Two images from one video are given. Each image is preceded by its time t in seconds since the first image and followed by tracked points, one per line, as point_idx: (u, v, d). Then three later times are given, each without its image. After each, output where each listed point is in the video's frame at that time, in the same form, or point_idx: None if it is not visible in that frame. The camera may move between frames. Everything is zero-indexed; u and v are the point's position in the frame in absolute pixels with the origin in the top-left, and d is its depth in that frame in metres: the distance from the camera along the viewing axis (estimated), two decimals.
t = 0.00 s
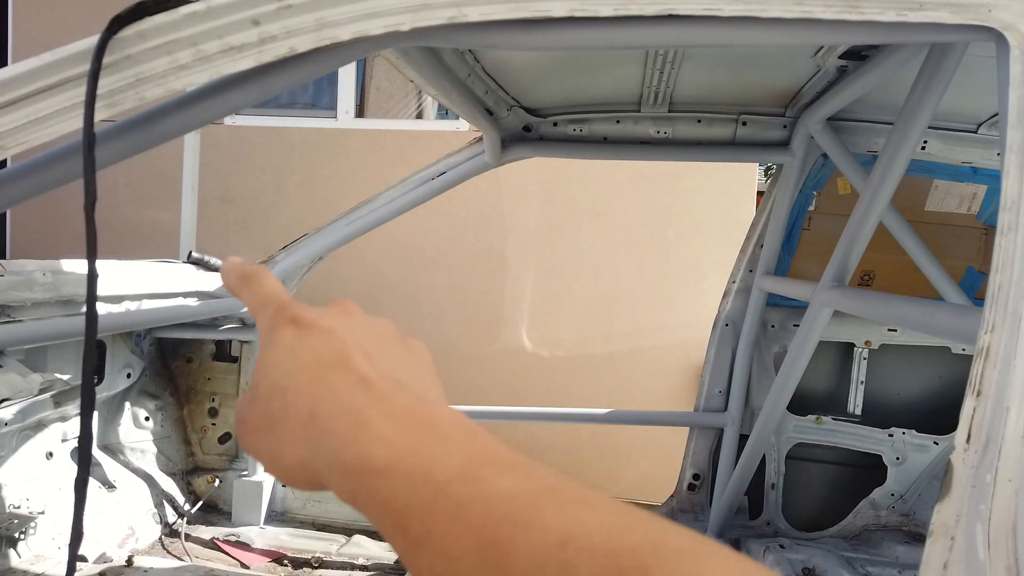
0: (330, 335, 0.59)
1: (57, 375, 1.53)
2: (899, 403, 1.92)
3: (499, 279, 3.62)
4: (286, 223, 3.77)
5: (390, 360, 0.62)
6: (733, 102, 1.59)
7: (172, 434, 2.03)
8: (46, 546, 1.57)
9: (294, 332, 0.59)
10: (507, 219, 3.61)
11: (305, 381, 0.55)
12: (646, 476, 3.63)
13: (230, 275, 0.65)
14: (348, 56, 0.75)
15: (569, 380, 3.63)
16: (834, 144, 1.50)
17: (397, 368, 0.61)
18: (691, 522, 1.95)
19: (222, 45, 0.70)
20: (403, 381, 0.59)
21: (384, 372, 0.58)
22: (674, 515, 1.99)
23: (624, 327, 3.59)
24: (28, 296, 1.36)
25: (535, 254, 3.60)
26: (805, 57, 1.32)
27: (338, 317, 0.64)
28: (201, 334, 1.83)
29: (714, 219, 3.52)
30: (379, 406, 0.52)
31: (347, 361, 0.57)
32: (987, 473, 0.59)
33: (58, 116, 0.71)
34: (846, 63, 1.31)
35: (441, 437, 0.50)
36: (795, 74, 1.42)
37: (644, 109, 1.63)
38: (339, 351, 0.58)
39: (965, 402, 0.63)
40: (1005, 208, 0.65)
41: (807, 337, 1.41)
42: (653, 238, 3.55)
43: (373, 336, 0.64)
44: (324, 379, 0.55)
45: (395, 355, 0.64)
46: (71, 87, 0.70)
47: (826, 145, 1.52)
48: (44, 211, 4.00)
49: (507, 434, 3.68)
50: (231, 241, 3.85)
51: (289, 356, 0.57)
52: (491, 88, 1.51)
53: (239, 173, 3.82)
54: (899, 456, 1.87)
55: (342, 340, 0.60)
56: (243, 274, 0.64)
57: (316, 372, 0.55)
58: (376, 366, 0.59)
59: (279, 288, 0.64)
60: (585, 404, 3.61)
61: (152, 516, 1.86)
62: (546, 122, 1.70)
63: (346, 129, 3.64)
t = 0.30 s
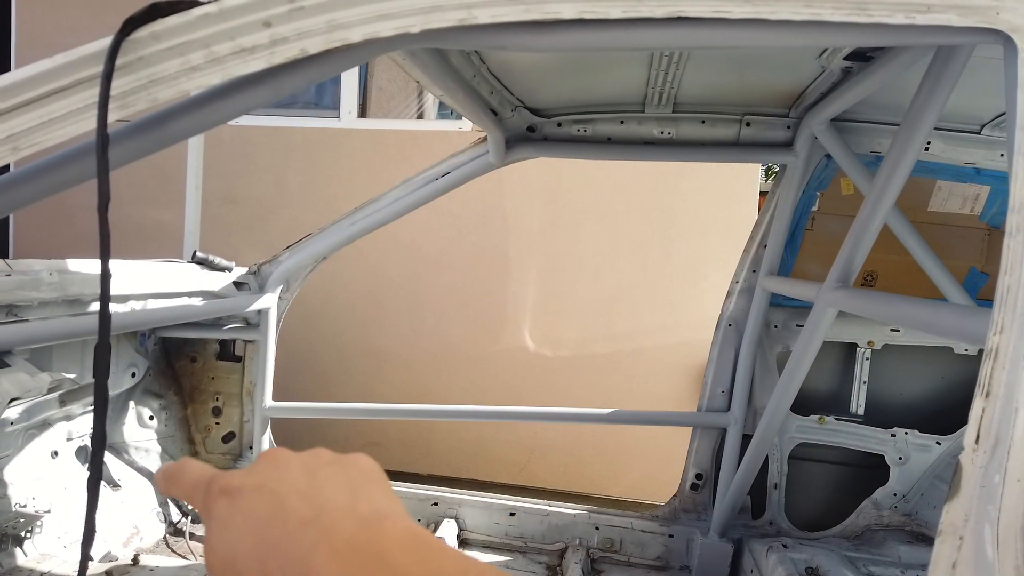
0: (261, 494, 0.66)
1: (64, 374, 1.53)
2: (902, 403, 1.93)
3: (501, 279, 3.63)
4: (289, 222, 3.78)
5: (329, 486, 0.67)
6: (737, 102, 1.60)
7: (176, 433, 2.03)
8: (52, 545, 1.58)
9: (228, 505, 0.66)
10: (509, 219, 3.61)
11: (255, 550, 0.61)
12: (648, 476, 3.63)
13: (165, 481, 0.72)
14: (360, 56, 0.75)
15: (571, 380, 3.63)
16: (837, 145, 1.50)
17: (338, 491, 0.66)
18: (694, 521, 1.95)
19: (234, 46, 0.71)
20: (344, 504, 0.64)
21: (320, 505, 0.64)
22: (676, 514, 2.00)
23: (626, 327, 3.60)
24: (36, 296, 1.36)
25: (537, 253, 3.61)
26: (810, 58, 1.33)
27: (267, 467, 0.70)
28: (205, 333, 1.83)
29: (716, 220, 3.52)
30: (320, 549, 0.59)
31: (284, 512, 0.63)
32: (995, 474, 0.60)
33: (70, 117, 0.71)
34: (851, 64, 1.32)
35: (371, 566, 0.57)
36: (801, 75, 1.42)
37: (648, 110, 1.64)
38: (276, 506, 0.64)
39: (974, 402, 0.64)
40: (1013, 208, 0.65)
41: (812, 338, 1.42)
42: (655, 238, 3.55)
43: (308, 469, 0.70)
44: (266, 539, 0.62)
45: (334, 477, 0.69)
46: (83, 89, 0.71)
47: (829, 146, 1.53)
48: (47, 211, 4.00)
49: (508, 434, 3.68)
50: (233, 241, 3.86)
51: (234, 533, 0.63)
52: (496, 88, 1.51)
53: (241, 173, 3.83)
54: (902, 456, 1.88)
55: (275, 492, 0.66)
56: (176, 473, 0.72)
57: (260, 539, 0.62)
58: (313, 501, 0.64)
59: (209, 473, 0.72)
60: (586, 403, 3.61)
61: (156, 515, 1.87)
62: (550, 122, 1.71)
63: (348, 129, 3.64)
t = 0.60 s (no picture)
0: (296, 448, 0.61)
1: (64, 373, 1.53)
2: (902, 404, 1.93)
3: (501, 279, 3.63)
4: (289, 222, 3.78)
5: (364, 450, 0.62)
6: (738, 104, 1.60)
7: (176, 433, 2.03)
8: (52, 544, 1.57)
9: (263, 453, 0.62)
10: (509, 219, 3.62)
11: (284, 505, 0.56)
12: (648, 476, 3.64)
13: (219, 402, 0.69)
14: (362, 57, 0.75)
15: (571, 380, 3.63)
16: (838, 146, 1.51)
17: (374, 457, 0.61)
18: (693, 522, 1.95)
19: (237, 46, 0.71)
20: (376, 472, 0.59)
21: (351, 468, 0.59)
22: (676, 514, 2.00)
23: (626, 327, 3.60)
24: (37, 295, 1.36)
25: (537, 253, 3.61)
26: (811, 59, 1.33)
27: (304, 420, 0.65)
28: (206, 333, 1.83)
29: (716, 220, 3.53)
30: (350, 511, 0.54)
31: (317, 469, 0.58)
32: (997, 475, 0.60)
33: (72, 117, 0.72)
34: (852, 65, 1.32)
35: (406, 533, 0.52)
36: (801, 76, 1.42)
37: (649, 110, 1.64)
38: (312, 461, 0.59)
39: (976, 402, 0.64)
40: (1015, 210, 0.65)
41: (813, 338, 1.42)
42: (655, 238, 3.55)
43: (347, 431, 0.65)
44: (297, 493, 0.57)
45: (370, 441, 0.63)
46: (86, 88, 0.71)
47: (830, 147, 1.53)
48: (46, 210, 4.00)
49: (508, 433, 3.68)
50: (234, 240, 3.86)
51: (267, 480, 0.59)
52: (497, 88, 1.51)
53: (242, 173, 3.83)
54: (902, 456, 1.88)
55: (308, 450, 0.61)
56: (222, 403, 0.68)
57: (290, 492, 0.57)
58: (347, 464, 0.59)
59: (255, 413, 0.67)
60: (586, 403, 3.61)
61: (156, 514, 1.87)
62: (551, 122, 1.71)
63: (349, 128, 3.64)
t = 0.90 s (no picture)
0: (343, 427, 0.64)
1: (63, 372, 1.53)
2: (901, 404, 1.93)
3: (501, 279, 3.63)
4: (289, 221, 3.78)
5: (407, 437, 0.65)
6: (738, 104, 1.60)
7: (175, 432, 2.03)
8: (50, 544, 1.57)
9: (310, 429, 0.65)
10: (509, 219, 3.61)
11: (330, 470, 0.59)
12: (648, 476, 3.63)
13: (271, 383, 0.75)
14: (362, 55, 0.75)
15: (570, 380, 3.63)
16: (839, 146, 1.50)
17: (416, 445, 0.64)
18: (692, 522, 1.95)
19: (237, 44, 0.71)
20: (419, 458, 0.61)
21: (397, 452, 0.61)
22: (676, 515, 2.00)
23: (625, 327, 3.60)
24: (36, 293, 1.36)
25: (537, 253, 3.61)
26: (812, 59, 1.32)
27: (349, 402, 0.70)
28: (204, 332, 1.82)
29: (716, 220, 3.52)
30: (394, 489, 0.55)
31: (361, 449, 0.60)
32: (999, 475, 0.60)
33: (71, 115, 0.71)
34: (853, 64, 1.31)
35: (451, 513, 0.54)
36: (802, 75, 1.42)
37: (649, 110, 1.64)
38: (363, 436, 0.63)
39: (977, 402, 0.64)
40: (1017, 210, 0.65)
41: (813, 338, 1.42)
42: (655, 238, 3.55)
43: (388, 417, 0.69)
44: (339, 469, 0.59)
45: (412, 430, 0.67)
46: (85, 85, 0.70)
47: (830, 147, 1.53)
48: (45, 208, 3.99)
49: (508, 433, 3.68)
50: (233, 239, 3.86)
51: (314, 449, 0.62)
52: (497, 87, 1.51)
53: (241, 172, 3.82)
54: (902, 457, 1.87)
55: (354, 428, 0.64)
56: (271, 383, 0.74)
57: (338, 459, 0.60)
58: (390, 447, 0.62)
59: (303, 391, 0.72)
60: (586, 403, 3.61)
61: (155, 513, 1.86)
62: (551, 121, 1.70)
63: (349, 128, 3.64)
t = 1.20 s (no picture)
0: (404, 409, 0.62)
1: (60, 369, 1.52)
2: (901, 404, 1.93)
3: (501, 277, 3.62)
4: (288, 219, 3.77)
5: (463, 423, 0.65)
6: (738, 102, 1.59)
7: (173, 430, 2.03)
8: (47, 542, 1.56)
9: (369, 409, 0.61)
10: (508, 217, 3.61)
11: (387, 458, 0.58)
12: (646, 476, 3.63)
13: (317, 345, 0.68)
14: (360, 51, 0.75)
15: (569, 379, 3.63)
16: (839, 145, 1.50)
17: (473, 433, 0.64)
18: (691, 521, 1.95)
19: (234, 39, 0.70)
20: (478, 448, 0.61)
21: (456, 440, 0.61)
22: (675, 514, 1.99)
23: (625, 326, 3.60)
24: (32, 290, 1.35)
25: (536, 252, 3.60)
26: (813, 56, 1.32)
27: (405, 381, 0.67)
28: (202, 330, 1.82)
29: (715, 219, 3.52)
30: (458, 480, 0.57)
31: (422, 434, 0.60)
32: (1000, 475, 0.59)
33: (66, 109, 0.71)
34: (854, 62, 1.31)
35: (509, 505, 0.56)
36: (802, 73, 1.41)
37: (649, 107, 1.63)
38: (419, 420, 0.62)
39: (978, 402, 0.63)
40: (1019, 208, 0.65)
41: (812, 338, 1.41)
42: (655, 237, 3.55)
43: (444, 397, 0.67)
44: (401, 452, 0.58)
45: (467, 416, 0.66)
46: (81, 80, 0.70)
47: (831, 145, 1.52)
48: (44, 205, 3.99)
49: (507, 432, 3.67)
50: (232, 237, 3.85)
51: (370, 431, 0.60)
52: (497, 84, 1.51)
53: (240, 169, 3.82)
54: (902, 456, 1.87)
55: (414, 411, 0.62)
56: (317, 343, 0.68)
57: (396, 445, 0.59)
58: (448, 433, 0.61)
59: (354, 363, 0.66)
60: (585, 402, 3.60)
61: (153, 511, 1.86)
62: (551, 119, 1.69)
63: (349, 125, 3.63)
